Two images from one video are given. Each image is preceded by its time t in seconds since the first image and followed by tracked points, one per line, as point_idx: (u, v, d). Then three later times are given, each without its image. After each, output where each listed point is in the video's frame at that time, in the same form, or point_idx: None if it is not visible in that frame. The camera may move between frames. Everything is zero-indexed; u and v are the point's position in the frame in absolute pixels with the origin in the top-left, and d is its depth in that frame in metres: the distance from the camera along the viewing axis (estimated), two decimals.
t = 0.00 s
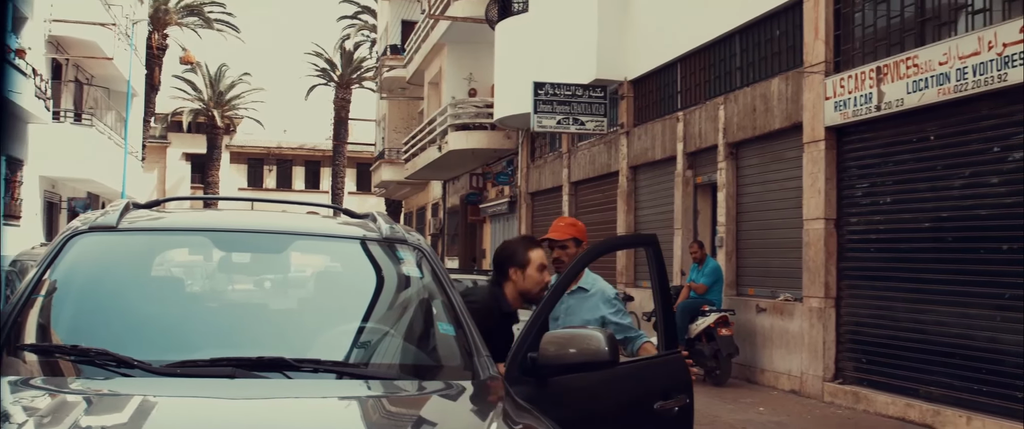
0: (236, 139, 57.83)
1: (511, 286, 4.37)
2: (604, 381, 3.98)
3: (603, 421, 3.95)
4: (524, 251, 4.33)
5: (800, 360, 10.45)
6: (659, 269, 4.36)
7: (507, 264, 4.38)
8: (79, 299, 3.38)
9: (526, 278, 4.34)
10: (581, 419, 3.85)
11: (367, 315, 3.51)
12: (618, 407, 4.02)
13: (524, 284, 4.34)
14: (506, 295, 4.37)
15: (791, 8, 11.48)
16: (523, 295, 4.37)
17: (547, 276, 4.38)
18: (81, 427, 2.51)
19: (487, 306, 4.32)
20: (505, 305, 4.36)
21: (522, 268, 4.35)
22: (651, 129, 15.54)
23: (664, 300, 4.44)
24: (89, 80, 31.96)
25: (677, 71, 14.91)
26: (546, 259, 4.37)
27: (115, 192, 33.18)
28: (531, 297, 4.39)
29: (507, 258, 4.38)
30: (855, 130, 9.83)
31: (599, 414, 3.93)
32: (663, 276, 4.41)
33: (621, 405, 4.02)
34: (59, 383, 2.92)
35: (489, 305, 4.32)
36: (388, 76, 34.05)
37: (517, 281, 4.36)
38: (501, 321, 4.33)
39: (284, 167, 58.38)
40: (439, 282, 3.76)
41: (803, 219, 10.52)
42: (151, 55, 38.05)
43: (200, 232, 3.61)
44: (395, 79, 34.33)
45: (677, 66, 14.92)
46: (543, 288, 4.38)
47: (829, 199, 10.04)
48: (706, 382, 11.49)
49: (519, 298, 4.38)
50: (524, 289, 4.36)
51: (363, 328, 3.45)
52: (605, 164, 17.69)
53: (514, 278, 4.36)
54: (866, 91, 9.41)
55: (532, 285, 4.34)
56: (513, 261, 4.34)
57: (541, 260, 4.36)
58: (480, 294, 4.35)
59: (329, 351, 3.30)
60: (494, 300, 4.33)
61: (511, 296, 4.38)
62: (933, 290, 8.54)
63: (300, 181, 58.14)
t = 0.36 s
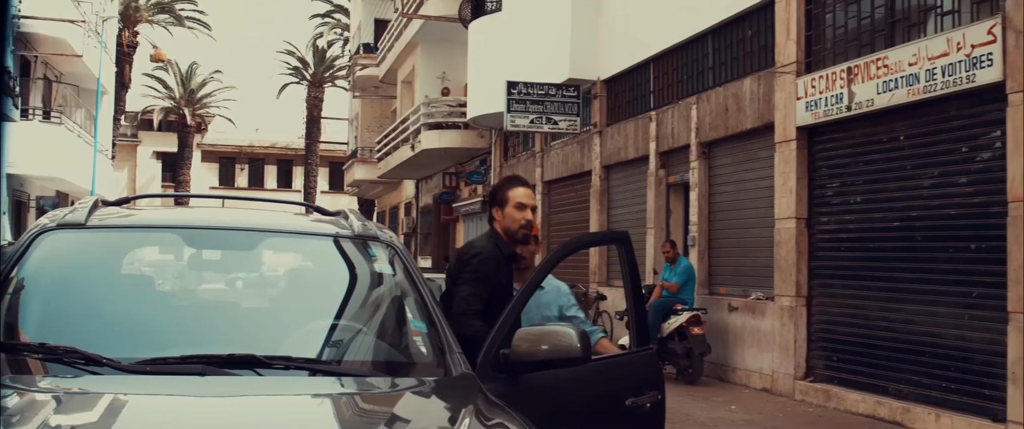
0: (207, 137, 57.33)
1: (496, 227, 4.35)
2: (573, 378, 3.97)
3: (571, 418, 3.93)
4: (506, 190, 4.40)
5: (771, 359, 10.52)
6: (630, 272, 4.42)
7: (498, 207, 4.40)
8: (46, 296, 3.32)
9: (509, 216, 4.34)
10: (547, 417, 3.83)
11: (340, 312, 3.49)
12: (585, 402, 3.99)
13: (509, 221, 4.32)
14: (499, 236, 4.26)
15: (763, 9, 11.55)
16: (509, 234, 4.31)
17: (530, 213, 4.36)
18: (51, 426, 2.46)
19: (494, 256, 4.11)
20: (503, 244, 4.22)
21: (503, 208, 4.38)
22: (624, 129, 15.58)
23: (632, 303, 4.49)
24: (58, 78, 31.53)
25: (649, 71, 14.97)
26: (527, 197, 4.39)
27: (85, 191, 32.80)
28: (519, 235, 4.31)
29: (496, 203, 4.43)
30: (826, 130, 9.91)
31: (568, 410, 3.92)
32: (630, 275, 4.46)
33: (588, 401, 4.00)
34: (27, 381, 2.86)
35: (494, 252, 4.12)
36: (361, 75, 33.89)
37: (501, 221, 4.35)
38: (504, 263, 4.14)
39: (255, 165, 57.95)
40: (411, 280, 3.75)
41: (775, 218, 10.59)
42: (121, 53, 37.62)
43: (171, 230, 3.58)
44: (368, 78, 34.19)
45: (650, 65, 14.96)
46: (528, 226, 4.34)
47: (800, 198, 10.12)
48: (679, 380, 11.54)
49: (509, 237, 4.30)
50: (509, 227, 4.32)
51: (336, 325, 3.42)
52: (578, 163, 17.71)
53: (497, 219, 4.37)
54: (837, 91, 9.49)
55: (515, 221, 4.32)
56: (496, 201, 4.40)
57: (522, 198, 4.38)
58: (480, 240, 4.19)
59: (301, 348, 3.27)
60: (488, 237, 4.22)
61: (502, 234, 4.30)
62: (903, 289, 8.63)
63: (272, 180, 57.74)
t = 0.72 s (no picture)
0: (179, 136, 56.83)
1: (465, 217, 4.42)
2: (547, 376, 3.97)
3: (545, 417, 3.92)
4: (473, 180, 4.46)
5: (743, 357, 10.58)
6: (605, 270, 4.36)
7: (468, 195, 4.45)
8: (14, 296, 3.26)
9: (476, 205, 4.41)
10: (521, 416, 3.82)
11: (313, 311, 3.46)
12: (559, 400, 3.98)
13: (475, 210, 4.39)
14: (467, 226, 4.30)
15: (735, 9, 11.62)
16: (477, 223, 4.36)
17: (496, 201, 4.40)
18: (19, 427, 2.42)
19: (466, 249, 4.12)
20: (474, 233, 4.28)
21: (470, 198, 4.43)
22: (597, 128, 15.61)
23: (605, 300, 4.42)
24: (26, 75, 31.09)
25: (623, 70, 15.00)
26: (495, 186, 4.43)
27: (54, 189, 32.36)
28: (486, 224, 4.35)
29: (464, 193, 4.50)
30: (797, 130, 9.99)
31: (543, 408, 3.91)
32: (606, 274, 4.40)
33: (561, 399, 3.99)
34: None
35: (467, 246, 4.14)
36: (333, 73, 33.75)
37: (469, 211, 4.41)
38: (478, 254, 4.17)
39: (227, 164, 57.52)
40: (384, 279, 3.72)
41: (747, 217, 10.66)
42: (91, 50, 37.16)
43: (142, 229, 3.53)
44: (341, 77, 34.01)
45: (623, 65, 15.00)
46: (494, 214, 4.37)
47: (772, 198, 10.19)
48: (651, 379, 11.58)
49: (477, 226, 4.35)
50: (476, 216, 4.38)
51: (308, 324, 3.39)
52: (551, 162, 17.74)
53: (467, 209, 4.45)
54: (808, 91, 9.56)
55: (481, 210, 4.37)
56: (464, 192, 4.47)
57: (488, 187, 4.43)
58: (451, 236, 4.20)
59: (273, 348, 3.24)
60: (458, 229, 4.27)
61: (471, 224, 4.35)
62: (873, 287, 8.71)
63: (244, 179, 57.30)
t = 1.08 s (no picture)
0: (152, 135, 56.31)
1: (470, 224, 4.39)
2: (524, 377, 3.96)
3: (522, 417, 3.91)
4: (480, 186, 4.43)
5: (718, 357, 10.63)
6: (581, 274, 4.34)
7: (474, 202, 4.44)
8: None
9: (482, 212, 4.38)
10: (498, 416, 3.82)
11: (288, 312, 3.44)
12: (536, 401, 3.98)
13: (482, 217, 4.36)
14: (475, 234, 4.27)
15: (710, 11, 11.67)
16: (484, 230, 4.34)
17: (502, 208, 4.38)
18: None
19: (472, 256, 4.12)
20: (481, 240, 4.24)
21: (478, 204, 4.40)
22: (573, 128, 15.63)
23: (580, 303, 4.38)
24: None
25: (599, 71, 15.02)
26: (500, 192, 4.41)
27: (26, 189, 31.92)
28: (493, 231, 4.34)
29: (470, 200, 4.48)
30: (772, 131, 10.05)
31: (521, 408, 3.90)
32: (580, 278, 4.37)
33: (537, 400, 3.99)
34: None
35: (473, 253, 4.14)
36: (309, 73, 33.59)
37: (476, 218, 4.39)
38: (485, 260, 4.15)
39: (202, 163, 57.08)
40: (360, 280, 3.70)
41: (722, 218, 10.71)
42: (63, 49, 36.73)
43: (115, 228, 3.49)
44: (316, 76, 33.83)
45: (599, 66, 15.03)
46: (502, 222, 4.35)
47: (747, 198, 10.25)
48: (627, 379, 11.60)
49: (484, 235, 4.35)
50: (483, 223, 4.35)
51: (283, 325, 3.37)
52: (527, 162, 17.75)
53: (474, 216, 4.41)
54: (783, 92, 9.62)
55: (488, 217, 4.34)
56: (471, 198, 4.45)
57: (494, 194, 4.40)
58: (458, 244, 4.19)
59: (248, 349, 3.21)
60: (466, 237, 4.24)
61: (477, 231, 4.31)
62: (846, 287, 8.78)
63: (219, 179, 56.88)
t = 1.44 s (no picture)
0: (126, 134, 55.74)
1: (471, 224, 4.40)
2: (502, 375, 3.97)
3: (499, 417, 3.91)
4: (479, 186, 4.41)
5: (694, 356, 10.67)
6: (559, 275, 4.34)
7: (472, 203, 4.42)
8: None
9: (481, 212, 4.38)
10: (475, 415, 3.81)
11: (263, 313, 3.41)
12: (513, 401, 3.97)
13: (481, 217, 4.37)
14: (475, 235, 4.26)
15: (687, 11, 11.71)
16: (484, 230, 4.37)
17: (502, 208, 4.38)
18: None
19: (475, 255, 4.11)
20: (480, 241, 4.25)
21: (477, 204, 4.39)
22: (549, 128, 15.64)
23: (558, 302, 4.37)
24: None
25: (575, 71, 15.03)
26: (499, 192, 4.40)
27: None
28: (493, 231, 4.36)
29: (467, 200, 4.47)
30: (747, 132, 10.11)
31: (498, 408, 3.90)
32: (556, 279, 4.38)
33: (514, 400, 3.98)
34: None
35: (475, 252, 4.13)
36: (284, 72, 33.38)
37: (475, 218, 4.39)
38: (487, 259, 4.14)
39: (176, 163, 56.60)
40: (335, 281, 3.68)
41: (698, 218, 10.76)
42: (35, 47, 36.26)
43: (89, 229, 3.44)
44: (292, 76, 33.62)
45: (575, 66, 15.04)
46: (503, 223, 4.37)
47: (722, 198, 10.30)
48: (603, 378, 11.62)
49: (484, 234, 4.37)
50: (482, 223, 4.37)
51: (258, 326, 3.35)
52: (503, 162, 17.74)
53: (473, 216, 4.41)
54: (758, 93, 9.67)
55: (488, 217, 4.35)
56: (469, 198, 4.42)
57: (494, 194, 4.39)
58: (461, 244, 4.17)
59: (223, 350, 3.19)
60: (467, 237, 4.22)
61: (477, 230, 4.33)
62: (821, 287, 8.83)
63: (193, 179, 56.42)
